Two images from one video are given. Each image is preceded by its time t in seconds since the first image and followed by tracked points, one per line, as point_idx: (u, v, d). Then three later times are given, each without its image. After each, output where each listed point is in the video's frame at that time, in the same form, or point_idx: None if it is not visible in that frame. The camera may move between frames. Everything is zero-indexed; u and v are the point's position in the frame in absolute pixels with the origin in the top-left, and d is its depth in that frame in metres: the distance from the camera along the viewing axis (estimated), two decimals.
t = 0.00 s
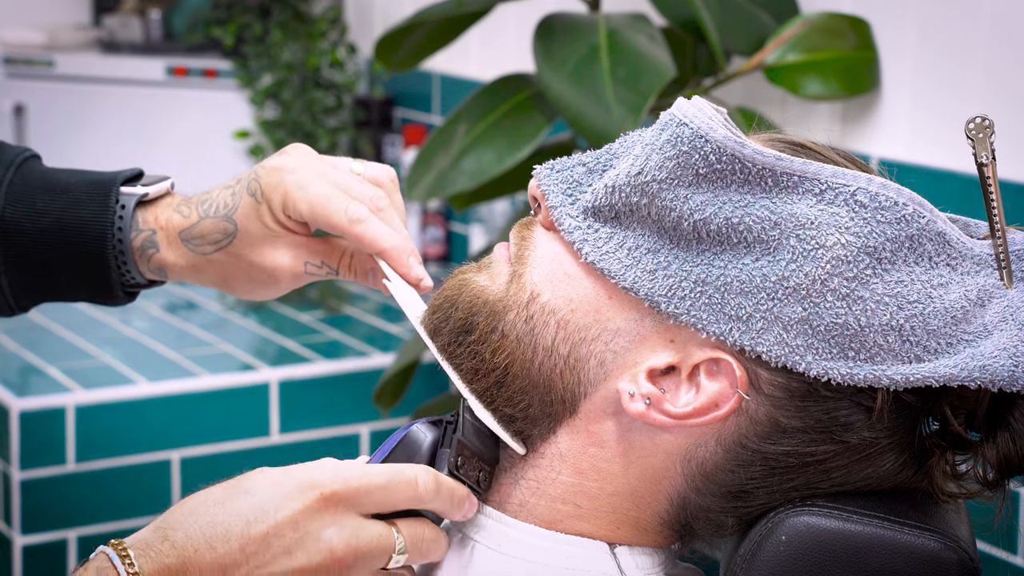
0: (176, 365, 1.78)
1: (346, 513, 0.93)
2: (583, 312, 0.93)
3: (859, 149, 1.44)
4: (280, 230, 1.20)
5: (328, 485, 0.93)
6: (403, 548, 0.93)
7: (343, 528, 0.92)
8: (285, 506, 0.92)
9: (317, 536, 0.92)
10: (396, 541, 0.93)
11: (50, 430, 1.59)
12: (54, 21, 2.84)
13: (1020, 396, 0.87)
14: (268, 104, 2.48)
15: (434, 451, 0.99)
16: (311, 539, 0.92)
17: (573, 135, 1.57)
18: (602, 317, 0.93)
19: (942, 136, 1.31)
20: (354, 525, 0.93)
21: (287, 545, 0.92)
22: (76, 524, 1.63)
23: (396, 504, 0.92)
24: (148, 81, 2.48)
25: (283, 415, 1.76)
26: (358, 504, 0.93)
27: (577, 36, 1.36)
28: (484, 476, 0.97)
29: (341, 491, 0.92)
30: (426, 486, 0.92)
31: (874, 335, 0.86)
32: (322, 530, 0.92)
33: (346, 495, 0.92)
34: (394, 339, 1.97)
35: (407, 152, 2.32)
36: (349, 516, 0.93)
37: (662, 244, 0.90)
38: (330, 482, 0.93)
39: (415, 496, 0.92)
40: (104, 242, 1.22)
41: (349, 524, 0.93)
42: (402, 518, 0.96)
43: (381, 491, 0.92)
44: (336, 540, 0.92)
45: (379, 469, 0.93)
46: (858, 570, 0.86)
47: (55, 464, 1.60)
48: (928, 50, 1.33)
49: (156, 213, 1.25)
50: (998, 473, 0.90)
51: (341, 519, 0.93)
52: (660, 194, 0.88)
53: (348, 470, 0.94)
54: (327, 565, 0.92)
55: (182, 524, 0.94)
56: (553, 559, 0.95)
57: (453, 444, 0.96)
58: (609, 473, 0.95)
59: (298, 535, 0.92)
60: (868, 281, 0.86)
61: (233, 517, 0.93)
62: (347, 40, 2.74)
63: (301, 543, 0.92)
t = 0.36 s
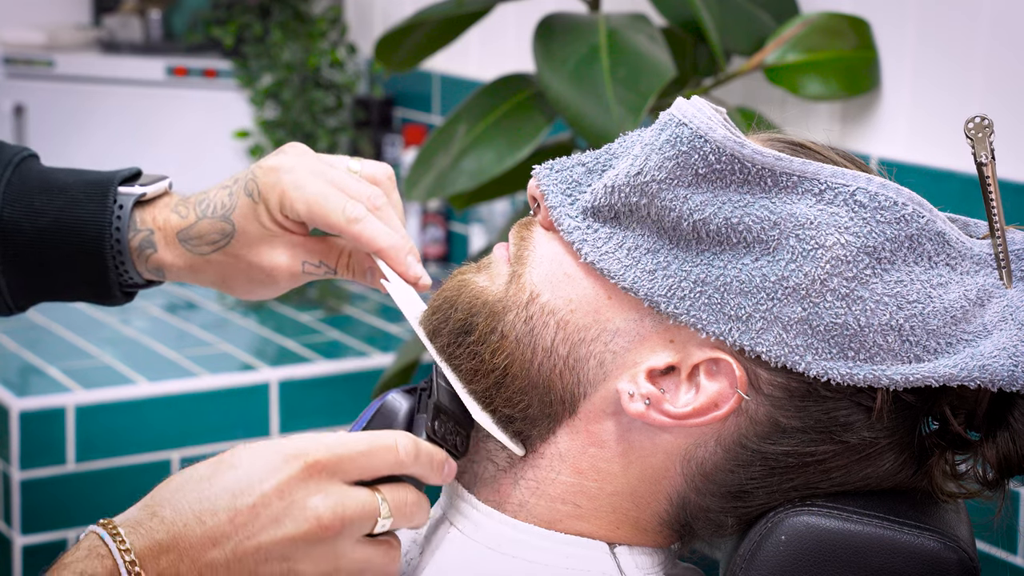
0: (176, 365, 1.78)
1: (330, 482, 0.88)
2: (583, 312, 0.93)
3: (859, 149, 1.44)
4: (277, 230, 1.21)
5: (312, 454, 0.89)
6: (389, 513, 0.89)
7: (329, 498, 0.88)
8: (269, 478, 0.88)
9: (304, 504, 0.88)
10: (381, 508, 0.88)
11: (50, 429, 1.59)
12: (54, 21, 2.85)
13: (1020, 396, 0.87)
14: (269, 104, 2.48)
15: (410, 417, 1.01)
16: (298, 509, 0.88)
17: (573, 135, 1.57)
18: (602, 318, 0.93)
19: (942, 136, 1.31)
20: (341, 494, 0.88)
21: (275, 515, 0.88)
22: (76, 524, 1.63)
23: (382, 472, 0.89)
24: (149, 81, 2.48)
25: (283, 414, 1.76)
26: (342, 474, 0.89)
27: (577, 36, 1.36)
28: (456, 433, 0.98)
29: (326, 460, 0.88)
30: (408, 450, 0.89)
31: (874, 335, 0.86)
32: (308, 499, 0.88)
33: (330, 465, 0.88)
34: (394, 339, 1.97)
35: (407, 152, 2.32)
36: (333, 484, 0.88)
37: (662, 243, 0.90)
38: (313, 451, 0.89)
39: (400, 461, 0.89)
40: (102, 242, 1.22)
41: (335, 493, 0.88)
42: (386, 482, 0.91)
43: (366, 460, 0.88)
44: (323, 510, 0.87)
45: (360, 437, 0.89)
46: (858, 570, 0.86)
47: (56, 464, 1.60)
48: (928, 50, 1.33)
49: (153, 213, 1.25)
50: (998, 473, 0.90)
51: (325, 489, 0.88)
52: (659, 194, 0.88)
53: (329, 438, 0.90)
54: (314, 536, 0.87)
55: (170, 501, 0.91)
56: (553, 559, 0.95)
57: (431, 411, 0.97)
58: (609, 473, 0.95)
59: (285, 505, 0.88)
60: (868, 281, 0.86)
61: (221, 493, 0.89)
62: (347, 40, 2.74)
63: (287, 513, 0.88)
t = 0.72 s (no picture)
0: (176, 365, 1.78)
1: (292, 431, 0.85)
2: (583, 313, 0.93)
3: (859, 149, 1.44)
4: (268, 232, 1.21)
5: (272, 405, 0.85)
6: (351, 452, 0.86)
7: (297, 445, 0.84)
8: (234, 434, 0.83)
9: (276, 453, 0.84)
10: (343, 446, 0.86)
11: (50, 429, 1.59)
12: (54, 21, 2.84)
13: (1020, 396, 0.87)
14: (268, 104, 2.48)
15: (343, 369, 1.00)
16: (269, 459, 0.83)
17: (573, 135, 1.57)
18: (602, 318, 0.93)
19: (943, 136, 1.31)
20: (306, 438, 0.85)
21: (246, 469, 0.83)
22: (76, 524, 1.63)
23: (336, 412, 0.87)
24: (148, 81, 2.47)
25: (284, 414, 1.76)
26: (303, 419, 0.86)
27: (577, 36, 1.36)
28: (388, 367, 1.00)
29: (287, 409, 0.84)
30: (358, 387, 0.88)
31: (874, 335, 0.86)
32: (276, 450, 0.84)
33: (291, 414, 0.85)
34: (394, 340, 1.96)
35: (407, 152, 2.32)
36: (295, 431, 0.85)
37: (662, 244, 0.90)
38: (269, 403, 0.85)
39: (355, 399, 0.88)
40: (94, 246, 1.22)
41: (297, 438, 0.85)
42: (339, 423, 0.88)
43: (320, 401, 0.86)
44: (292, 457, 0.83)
45: (311, 382, 0.87)
46: (858, 570, 0.86)
47: (55, 464, 1.60)
48: (928, 50, 1.33)
49: (146, 217, 1.25)
50: (998, 473, 0.90)
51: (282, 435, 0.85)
52: (659, 195, 0.88)
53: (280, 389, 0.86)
54: (287, 483, 0.83)
55: (144, 469, 0.83)
56: (553, 559, 0.96)
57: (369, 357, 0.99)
58: (609, 473, 0.95)
59: (256, 457, 0.83)
60: (868, 281, 0.86)
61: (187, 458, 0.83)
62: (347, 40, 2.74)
63: (259, 466, 0.83)
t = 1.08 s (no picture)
0: (176, 365, 1.78)
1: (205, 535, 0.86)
2: (584, 312, 0.93)
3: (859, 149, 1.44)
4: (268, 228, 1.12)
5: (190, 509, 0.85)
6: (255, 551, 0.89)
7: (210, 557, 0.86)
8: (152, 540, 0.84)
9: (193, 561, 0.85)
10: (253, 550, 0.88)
11: (50, 429, 1.59)
12: (54, 21, 2.84)
13: (1020, 396, 0.87)
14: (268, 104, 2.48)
15: (245, 455, 0.91)
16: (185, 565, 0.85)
17: (573, 135, 1.57)
18: (602, 317, 0.93)
19: (943, 135, 1.31)
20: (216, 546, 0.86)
21: None
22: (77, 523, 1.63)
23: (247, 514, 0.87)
24: (148, 81, 2.45)
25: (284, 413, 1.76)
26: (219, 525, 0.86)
27: (577, 36, 1.36)
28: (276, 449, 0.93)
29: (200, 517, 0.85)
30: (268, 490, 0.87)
31: (874, 335, 0.86)
32: (193, 559, 0.85)
33: (203, 522, 0.85)
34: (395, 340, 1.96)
35: (407, 153, 2.32)
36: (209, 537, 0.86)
37: (662, 243, 0.90)
38: (184, 509, 0.85)
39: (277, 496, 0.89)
40: (84, 194, 1.15)
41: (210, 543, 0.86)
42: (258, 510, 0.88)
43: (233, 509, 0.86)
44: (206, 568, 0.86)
45: (224, 483, 0.86)
46: (858, 570, 0.86)
47: (55, 464, 1.61)
48: (928, 50, 1.33)
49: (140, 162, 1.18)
50: (998, 473, 0.90)
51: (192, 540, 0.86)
52: (659, 194, 0.88)
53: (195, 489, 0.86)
54: None
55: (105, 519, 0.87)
56: (554, 559, 0.96)
57: (271, 443, 0.92)
58: (609, 473, 0.95)
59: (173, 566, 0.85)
60: (868, 281, 0.86)
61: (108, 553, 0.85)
62: (347, 40, 2.74)
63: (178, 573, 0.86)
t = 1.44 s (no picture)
0: (176, 365, 1.78)
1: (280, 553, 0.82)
2: (584, 312, 0.93)
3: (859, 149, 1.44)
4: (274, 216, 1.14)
5: (265, 532, 0.81)
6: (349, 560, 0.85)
7: None
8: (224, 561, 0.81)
9: None
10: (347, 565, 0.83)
11: (50, 429, 1.59)
12: (54, 21, 2.84)
13: (1020, 397, 0.87)
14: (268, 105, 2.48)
15: (286, 474, 0.94)
16: None
17: (573, 135, 1.57)
18: (602, 317, 0.93)
19: (943, 135, 1.31)
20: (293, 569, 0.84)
21: None
22: (76, 523, 1.63)
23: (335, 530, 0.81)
24: (148, 81, 2.47)
25: (284, 413, 1.76)
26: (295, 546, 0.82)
27: (577, 36, 1.36)
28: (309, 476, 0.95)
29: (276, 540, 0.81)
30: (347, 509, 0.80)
31: (874, 335, 0.86)
32: None
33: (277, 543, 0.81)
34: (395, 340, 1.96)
35: (407, 152, 2.32)
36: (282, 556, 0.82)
37: (662, 244, 0.90)
38: (252, 530, 0.81)
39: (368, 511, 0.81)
40: (81, 219, 1.11)
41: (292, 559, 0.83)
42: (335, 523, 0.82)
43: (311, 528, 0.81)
44: None
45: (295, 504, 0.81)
46: (859, 570, 0.86)
47: (55, 464, 1.60)
48: (928, 50, 1.33)
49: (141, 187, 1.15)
50: (998, 473, 0.90)
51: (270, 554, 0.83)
52: (660, 194, 0.88)
53: (268, 510, 0.82)
54: None
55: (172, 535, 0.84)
56: (554, 559, 0.96)
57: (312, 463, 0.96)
58: (609, 473, 0.95)
59: None
60: (868, 281, 0.86)
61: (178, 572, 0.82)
62: (347, 40, 2.74)
63: None
